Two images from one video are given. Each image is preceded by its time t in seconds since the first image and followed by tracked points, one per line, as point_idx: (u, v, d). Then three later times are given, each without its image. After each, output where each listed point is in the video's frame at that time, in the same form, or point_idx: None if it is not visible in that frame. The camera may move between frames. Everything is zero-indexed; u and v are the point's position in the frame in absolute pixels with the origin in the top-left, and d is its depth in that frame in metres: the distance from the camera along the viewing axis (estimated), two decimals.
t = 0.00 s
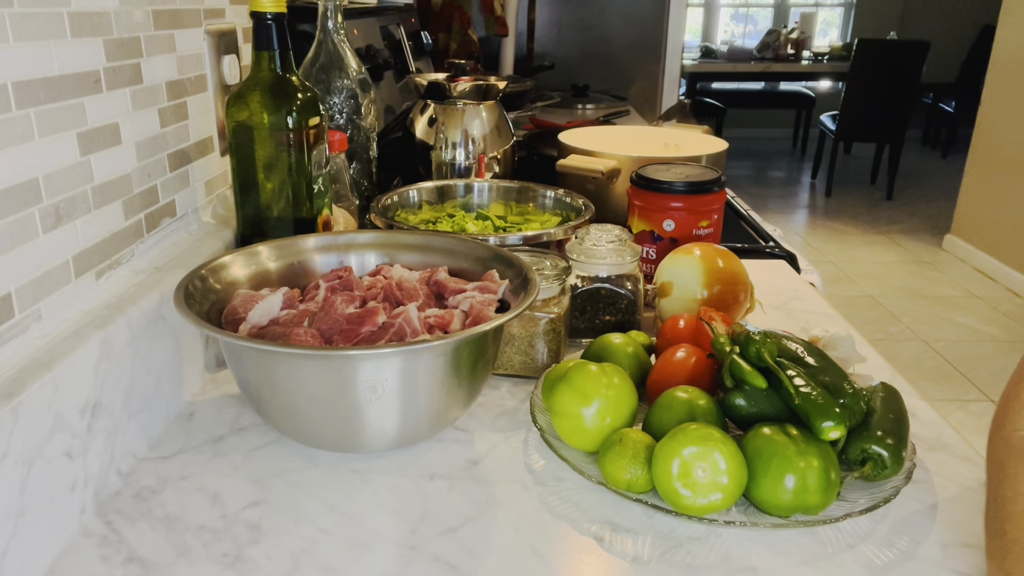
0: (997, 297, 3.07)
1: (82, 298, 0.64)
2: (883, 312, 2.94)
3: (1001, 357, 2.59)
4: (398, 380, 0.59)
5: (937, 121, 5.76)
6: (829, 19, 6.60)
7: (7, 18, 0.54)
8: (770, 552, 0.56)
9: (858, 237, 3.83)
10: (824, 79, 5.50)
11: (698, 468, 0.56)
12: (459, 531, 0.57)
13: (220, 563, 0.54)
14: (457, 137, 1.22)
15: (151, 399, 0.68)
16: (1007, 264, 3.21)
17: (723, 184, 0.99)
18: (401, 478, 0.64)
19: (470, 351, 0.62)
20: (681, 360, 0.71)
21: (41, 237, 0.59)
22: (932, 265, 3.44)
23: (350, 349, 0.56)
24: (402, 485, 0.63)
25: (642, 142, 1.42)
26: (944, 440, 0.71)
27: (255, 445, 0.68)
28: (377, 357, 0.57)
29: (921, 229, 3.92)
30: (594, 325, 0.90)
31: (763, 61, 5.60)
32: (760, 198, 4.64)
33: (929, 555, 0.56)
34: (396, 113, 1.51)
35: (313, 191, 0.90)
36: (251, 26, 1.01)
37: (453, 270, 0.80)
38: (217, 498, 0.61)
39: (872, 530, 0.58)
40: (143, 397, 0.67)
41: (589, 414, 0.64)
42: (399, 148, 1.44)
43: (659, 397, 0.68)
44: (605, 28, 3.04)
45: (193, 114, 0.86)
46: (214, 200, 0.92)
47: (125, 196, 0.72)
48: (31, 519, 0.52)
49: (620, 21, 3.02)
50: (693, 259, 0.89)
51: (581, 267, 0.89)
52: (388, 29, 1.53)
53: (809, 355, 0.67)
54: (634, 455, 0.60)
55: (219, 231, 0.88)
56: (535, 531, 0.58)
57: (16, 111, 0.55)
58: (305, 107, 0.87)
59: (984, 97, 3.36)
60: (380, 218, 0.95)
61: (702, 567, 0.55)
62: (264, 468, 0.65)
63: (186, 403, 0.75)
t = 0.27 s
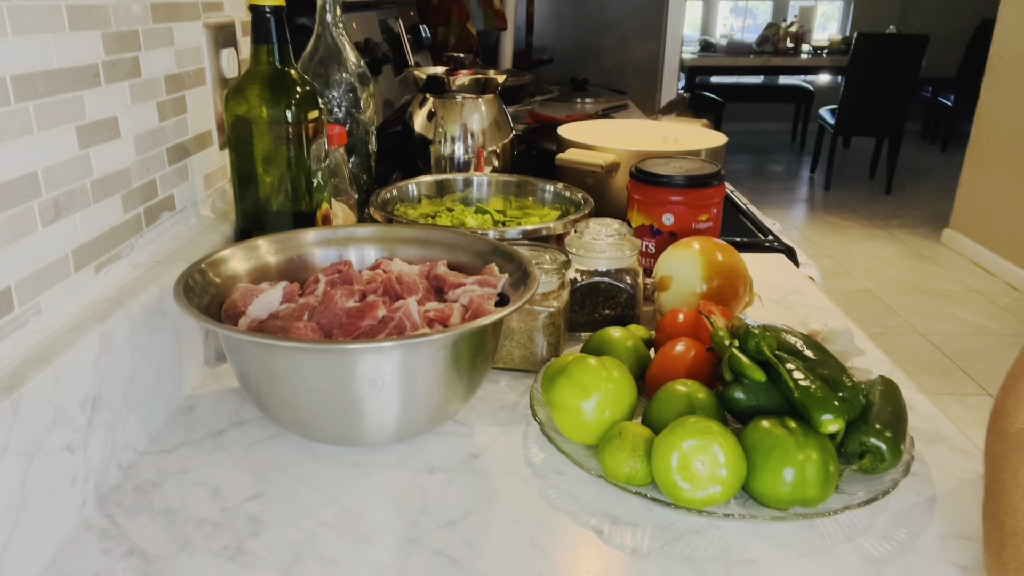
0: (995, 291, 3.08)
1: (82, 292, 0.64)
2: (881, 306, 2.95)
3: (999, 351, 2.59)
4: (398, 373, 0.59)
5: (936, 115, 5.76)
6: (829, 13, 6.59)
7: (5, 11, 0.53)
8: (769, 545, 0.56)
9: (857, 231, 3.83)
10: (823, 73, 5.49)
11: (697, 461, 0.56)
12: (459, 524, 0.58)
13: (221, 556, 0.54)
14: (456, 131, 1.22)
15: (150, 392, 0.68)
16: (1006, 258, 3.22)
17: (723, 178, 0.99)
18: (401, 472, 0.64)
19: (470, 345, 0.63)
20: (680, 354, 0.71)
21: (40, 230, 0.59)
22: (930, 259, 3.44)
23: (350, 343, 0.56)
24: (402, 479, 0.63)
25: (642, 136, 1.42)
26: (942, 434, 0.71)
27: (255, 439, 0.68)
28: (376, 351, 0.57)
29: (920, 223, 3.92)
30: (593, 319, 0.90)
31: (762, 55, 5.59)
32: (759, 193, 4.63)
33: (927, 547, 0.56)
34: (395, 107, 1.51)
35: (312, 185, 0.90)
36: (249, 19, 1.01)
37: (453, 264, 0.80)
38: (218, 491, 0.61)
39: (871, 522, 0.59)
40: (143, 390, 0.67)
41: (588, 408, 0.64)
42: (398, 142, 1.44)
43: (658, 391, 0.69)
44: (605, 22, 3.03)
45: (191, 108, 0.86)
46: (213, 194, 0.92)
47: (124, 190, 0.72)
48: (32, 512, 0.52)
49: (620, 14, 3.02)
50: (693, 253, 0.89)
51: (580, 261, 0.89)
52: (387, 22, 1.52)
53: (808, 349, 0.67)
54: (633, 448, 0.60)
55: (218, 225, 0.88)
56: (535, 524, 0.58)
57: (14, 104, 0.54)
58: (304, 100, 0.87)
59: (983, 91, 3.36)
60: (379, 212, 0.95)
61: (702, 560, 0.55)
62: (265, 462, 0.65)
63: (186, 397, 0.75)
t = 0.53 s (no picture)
0: (993, 293, 3.08)
1: (79, 291, 0.64)
2: (879, 307, 2.95)
3: (997, 352, 2.59)
4: (395, 374, 0.59)
5: (935, 116, 5.77)
6: (828, 14, 6.59)
7: (3, 11, 0.53)
8: (765, 546, 0.56)
9: (855, 232, 3.83)
10: (822, 74, 5.50)
11: (694, 463, 0.56)
12: (456, 525, 0.58)
13: (218, 556, 0.54)
14: (455, 131, 1.22)
15: (148, 393, 0.68)
16: (1003, 260, 3.22)
17: (721, 179, 0.99)
18: (399, 472, 0.64)
19: (468, 345, 0.63)
20: (678, 355, 0.71)
21: (37, 230, 0.59)
22: (928, 260, 3.44)
23: (348, 344, 0.56)
24: (400, 479, 0.63)
25: (641, 136, 1.42)
26: (939, 435, 0.71)
27: (252, 439, 0.68)
28: (374, 352, 0.57)
29: (918, 225, 3.93)
30: (591, 320, 0.90)
31: (760, 56, 5.60)
32: (758, 194, 4.64)
33: (924, 549, 0.56)
34: (394, 107, 1.51)
35: (310, 185, 0.90)
36: (247, 18, 1.01)
37: (451, 264, 0.80)
38: (215, 492, 0.61)
39: (868, 524, 0.59)
40: (140, 391, 0.67)
41: (585, 408, 0.64)
42: (397, 142, 1.44)
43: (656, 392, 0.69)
44: (604, 23, 3.04)
45: (189, 108, 0.86)
46: (211, 194, 0.92)
47: (122, 190, 0.71)
48: (28, 512, 0.52)
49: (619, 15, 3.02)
50: (691, 254, 0.89)
51: (578, 262, 0.89)
52: (385, 23, 1.52)
53: (806, 350, 0.67)
54: (630, 449, 0.60)
55: (216, 225, 0.88)
56: (532, 525, 0.58)
57: (11, 104, 0.54)
58: (302, 101, 0.86)
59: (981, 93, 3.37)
60: (377, 213, 0.95)
61: (699, 561, 0.55)
62: (262, 462, 0.65)
63: (183, 397, 0.75)
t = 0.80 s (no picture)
0: (992, 294, 3.08)
1: (79, 292, 0.64)
2: (879, 309, 2.95)
3: (996, 354, 2.59)
4: (395, 375, 0.59)
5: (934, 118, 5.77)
6: (828, 16, 6.60)
7: (3, 11, 0.53)
8: (765, 547, 0.56)
9: (855, 233, 3.83)
10: (821, 76, 5.50)
11: (694, 464, 0.56)
12: (456, 526, 0.58)
13: (217, 556, 0.54)
14: (455, 132, 1.22)
15: (147, 393, 0.68)
16: (1003, 262, 3.22)
17: (721, 180, 0.99)
18: (398, 473, 0.64)
19: (468, 346, 0.63)
20: (677, 356, 0.71)
21: (37, 230, 0.59)
22: (928, 262, 3.44)
23: (347, 344, 0.56)
24: (400, 480, 0.63)
25: (641, 137, 1.42)
26: (939, 437, 0.71)
27: (252, 439, 0.68)
28: (374, 352, 0.57)
29: (917, 226, 3.93)
30: (591, 321, 0.90)
31: (760, 57, 5.60)
32: (757, 195, 4.64)
33: (923, 550, 0.56)
34: (394, 108, 1.51)
35: (310, 186, 0.90)
36: (248, 19, 1.01)
37: (450, 265, 0.80)
38: (214, 492, 0.61)
39: (867, 525, 0.59)
40: (139, 391, 0.67)
41: (585, 409, 0.64)
42: (397, 143, 1.44)
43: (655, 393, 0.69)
44: (605, 24, 3.04)
45: (189, 108, 0.86)
46: (210, 194, 0.92)
47: (122, 190, 0.71)
48: (27, 512, 0.52)
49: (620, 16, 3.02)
50: (691, 255, 0.89)
51: (578, 262, 0.89)
52: (386, 23, 1.52)
53: (805, 351, 0.67)
54: (630, 450, 0.60)
55: (216, 225, 0.88)
56: (531, 526, 0.58)
57: (11, 104, 0.54)
58: (303, 101, 0.86)
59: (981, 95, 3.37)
60: (377, 213, 0.95)
61: (698, 562, 0.55)
62: (261, 463, 0.65)
63: (183, 397, 0.75)
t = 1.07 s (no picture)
0: (992, 295, 3.08)
1: (78, 292, 0.64)
2: (879, 309, 2.95)
3: (996, 355, 2.59)
4: (394, 375, 0.59)
5: (935, 119, 5.77)
6: (828, 17, 6.60)
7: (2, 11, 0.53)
8: (765, 548, 0.56)
9: (855, 234, 3.83)
10: (821, 76, 5.50)
11: (693, 464, 0.56)
12: (455, 527, 0.57)
13: (216, 557, 0.54)
14: (455, 132, 1.21)
15: (146, 393, 0.68)
16: (1003, 262, 3.22)
17: (721, 181, 0.99)
18: (398, 474, 0.64)
19: (467, 346, 0.62)
20: (677, 356, 0.71)
21: (36, 230, 0.59)
22: (928, 262, 3.44)
23: (346, 344, 0.56)
24: (399, 481, 0.63)
25: (640, 138, 1.42)
26: (939, 438, 0.71)
27: (251, 440, 0.68)
28: (373, 352, 0.57)
29: (917, 227, 3.93)
30: (591, 321, 0.90)
31: (760, 58, 5.60)
32: (757, 196, 4.64)
33: (924, 551, 0.56)
34: (394, 108, 1.51)
35: (310, 186, 0.90)
36: (248, 19, 1.01)
37: (450, 265, 0.80)
38: (213, 492, 0.61)
39: (867, 526, 0.59)
40: (138, 391, 0.67)
41: (585, 410, 0.64)
42: (396, 143, 1.44)
43: (655, 393, 0.69)
44: (605, 24, 3.04)
45: (189, 108, 0.86)
46: (210, 194, 0.92)
47: (121, 190, 0.71)
48: (26, 513, 0.52)
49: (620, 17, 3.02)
50: (691, 256, 0.89)
51: (578, 263, 0.89)
52: (386, 24, 1.53)
53: (805, 352, 0.67)
54: (630, 451, 0.60)
55: (215, 226, 0.88)
56: (531, 527, 0.58)
57: (10, 104, 0.54)
58: (302, 101, 0.86)
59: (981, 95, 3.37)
60: (377, 213, 0.95)
61: (698, 563, 0.55)
62: (261, 463, 0.65)
63: (182, 397, 0.74)
